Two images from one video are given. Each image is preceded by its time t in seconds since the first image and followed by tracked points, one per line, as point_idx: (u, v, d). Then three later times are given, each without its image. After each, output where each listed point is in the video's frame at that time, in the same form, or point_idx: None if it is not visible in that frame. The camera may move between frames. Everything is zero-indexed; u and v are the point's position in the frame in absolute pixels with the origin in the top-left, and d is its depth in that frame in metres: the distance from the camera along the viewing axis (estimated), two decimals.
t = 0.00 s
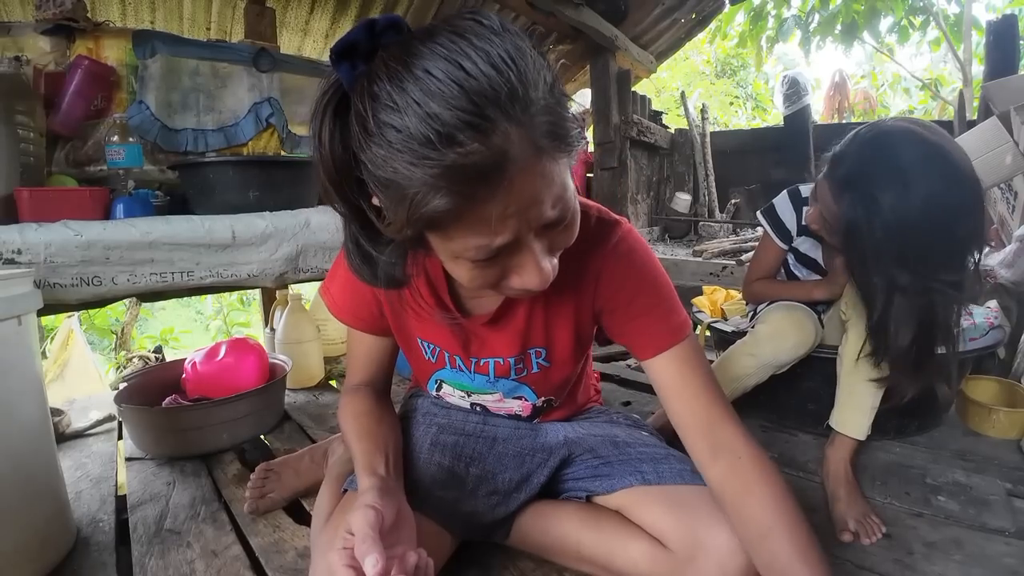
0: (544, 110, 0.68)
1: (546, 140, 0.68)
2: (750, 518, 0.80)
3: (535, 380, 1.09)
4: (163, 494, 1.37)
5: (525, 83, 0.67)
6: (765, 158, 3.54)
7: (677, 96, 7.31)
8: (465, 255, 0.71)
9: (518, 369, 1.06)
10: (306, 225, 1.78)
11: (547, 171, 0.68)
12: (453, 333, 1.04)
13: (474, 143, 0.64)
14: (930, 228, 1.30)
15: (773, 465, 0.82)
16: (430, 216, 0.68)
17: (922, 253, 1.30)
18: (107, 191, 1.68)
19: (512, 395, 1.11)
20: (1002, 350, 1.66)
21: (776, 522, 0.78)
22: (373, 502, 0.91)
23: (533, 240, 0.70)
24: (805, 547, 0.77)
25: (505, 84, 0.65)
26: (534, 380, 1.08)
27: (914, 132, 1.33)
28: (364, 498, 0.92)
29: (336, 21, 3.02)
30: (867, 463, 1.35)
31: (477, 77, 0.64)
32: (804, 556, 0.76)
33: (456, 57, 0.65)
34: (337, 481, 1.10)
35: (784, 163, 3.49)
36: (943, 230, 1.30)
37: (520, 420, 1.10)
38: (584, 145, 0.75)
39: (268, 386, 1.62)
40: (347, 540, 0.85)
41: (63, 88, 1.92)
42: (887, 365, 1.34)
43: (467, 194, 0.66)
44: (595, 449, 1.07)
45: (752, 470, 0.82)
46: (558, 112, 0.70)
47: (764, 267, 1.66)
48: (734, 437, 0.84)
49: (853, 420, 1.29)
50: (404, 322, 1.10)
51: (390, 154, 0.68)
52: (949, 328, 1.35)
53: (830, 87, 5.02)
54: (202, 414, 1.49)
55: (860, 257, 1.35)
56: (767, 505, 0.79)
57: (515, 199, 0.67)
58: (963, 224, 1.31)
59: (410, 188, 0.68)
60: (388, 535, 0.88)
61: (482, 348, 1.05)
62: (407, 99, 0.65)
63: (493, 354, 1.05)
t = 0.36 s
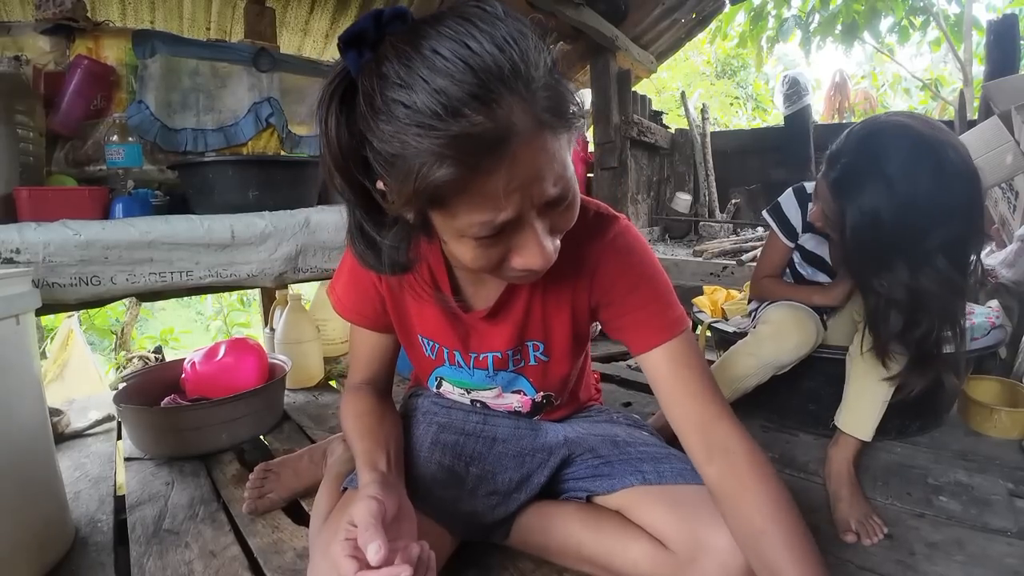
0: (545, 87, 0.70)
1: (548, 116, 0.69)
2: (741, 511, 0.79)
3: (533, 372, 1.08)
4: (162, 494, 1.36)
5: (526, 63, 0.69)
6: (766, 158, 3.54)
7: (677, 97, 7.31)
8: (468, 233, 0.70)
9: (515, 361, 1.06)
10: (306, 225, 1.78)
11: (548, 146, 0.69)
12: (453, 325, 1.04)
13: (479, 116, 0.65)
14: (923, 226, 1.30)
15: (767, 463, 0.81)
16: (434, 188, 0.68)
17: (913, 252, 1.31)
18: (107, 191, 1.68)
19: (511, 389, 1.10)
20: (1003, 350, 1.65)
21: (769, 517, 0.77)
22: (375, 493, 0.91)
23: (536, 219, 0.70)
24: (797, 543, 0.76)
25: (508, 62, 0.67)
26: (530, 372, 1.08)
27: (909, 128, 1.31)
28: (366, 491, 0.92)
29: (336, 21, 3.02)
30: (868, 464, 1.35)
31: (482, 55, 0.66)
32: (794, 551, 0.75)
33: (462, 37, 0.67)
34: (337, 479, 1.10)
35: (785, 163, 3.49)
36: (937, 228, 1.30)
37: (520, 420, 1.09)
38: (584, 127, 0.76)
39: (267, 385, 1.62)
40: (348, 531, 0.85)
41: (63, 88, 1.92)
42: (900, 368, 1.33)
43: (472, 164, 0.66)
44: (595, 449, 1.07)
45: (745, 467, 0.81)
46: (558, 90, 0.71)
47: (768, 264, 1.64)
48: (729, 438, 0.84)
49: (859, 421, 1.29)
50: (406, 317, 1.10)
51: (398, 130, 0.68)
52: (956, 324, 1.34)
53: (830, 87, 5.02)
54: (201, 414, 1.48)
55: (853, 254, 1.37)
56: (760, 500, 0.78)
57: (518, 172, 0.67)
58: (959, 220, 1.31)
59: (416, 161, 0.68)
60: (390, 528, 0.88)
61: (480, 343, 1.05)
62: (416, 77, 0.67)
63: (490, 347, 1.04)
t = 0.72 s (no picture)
0: (576, 97, 0.71)
1: (578, 125, 0.71)
2: (736, 501, 0.81)
3: (539, 371, 1.08)
4: (164, 494, 1.37)
5: (560, 73, 0.70)
6: (766, 159, 3.54)
7: (677, 97, 7.31)
8: (494, 236, 0.71)
9: (522, 358, 1.07)
10: (309, 227, 1.78)
11: (577, 155, 0.70)
12: (464, 322, 1.06)
13: (515, 124, 0.66)
14: (914, 225, 1.31)
15: (763, 461, 0.83)
16: (467, 192, 0.68)
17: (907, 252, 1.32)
18: (109, 192, 1.68)
19: (516, 386, 1.11)
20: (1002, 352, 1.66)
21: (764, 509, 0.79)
22: (389, 497, 0.91)
23: (560, 225, 0.71)
24: (789, 533, 0.77)
25: (543, 72, 0.68)
26: (536, 371, 1.08)
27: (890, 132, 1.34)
28: (380, 495, 0.92)
29: (337, 23, 3.02)
30: (867, 465, 1.35)
31: (519, 64, 0.67)
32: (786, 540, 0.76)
33: (499, 44, 0.67)
34: (341, 480, 1.11)
35: (785, 164, 3.49)
36: (929, 226, 1.31)
37: (523, 420, 1.10)
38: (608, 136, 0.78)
39: (269, 386, 1.62)
40: (364, 535, 0.85)
41: (65, 89, 1.92)
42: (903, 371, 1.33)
43: (506, 170, 0.67)
44: (597, 450, 1.07)
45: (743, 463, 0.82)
46: (587, 100, 0.73)
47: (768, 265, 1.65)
48: (727, 438, 0.85)
49: (857, 423, 1.29)
50: (418, 315, 1.11)
51: (433, 133, 0.68)
52: (949, 312, 1.36)
53: (830, 88, 5.02)
54: (201, 416, 1.49)
55: (843, 260, 1.38)
56: (756, 492, 0.80)
57: (549, 179, 0.68)
58: (950, 218, 1.32)
59: (451, 164, 0.68)
60: (403, 531, 0.88)
61: (488, 340, 1.06)
62: (453, 81, 0.67)
63: (498, 343, 1.05)
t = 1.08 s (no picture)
0: (569, 97, 0.72)
1: (571, 123, 0.71)
2: (742, 460, 0.86)
3: (542, 365, 1.09)
4: (166, 495, 1.37)
5: (552, 74, 0.71)
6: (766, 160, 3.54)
7: (678, 97, 7.31)
8: (491, 232, 0.72)
9: (525, 353, 1.07)
10: (309, 228, 1.78)
11: (571, 152, 0.71)
12: (464, 320, 1.06)
13: (511, 122, 0.67)
14: (901, 232, 1.31)
15: (768, 427, 0.87)
16: (465, 190, 0.70)
17: (898, 259, 1.32)
18: (111, 194, 1.69)
19: (519, 381, 1.11)
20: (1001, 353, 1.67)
21: (762, 466, 0.84)
22: (395, 497, 0.92)
23: (555, 220, 0.72)
24: (787, 497, 0.83)
25: (536, 72, 0.69)
26: (540, 366, 1.09)
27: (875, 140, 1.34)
28: (385, 495, 0.92)
29: (338, 26, 3.03)
30: (866, 466, 1.36)
31: (513, 65, 0.68)
32: (779, 499, 0.82)
33: (494, 47, 0.69)
34: (342, 481, 1.11)
35: (785, 165, 3.50)
36: (917, 231, 1.31)
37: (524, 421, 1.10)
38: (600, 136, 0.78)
39: (270, 387, 1.63)
40: (371, 535, 0.86)
41: (67, 92, 1.93)
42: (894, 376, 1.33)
43: (502, 167, 0.68)
44: (597, 451, 1.08)
45: (749, 423, 0.87)
46: (580, 100, 0.74)
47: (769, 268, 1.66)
48: (738, 411, 0.89)
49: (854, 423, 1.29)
50: (417, 314, 1.12)
51: (432, 133, 0.70)
52: (939, 317, 1.35)
53: (830, 90, 5.03)
54: (203, 416, 1.50)
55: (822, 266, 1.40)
56: (757, 450, 0.85)
57: (544, 175, 0.69)
58: (938, 221, 1.31)
59: (449, 163, 0.69)
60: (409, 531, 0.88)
61: (491, 335, 1.06)
62: (450, 83, 0.68)
63: (501, 339, 1.06)
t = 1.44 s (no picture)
0: (565, 100, 0.72)
1: (567, 127, 0.71)
2: (708, 501, 0.79)
3: (538, 373, 1.09)
4: (166, 495, 1.37)
5: (548, 76, 0.70)
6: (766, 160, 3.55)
7: (679, 98, 7.31)
8: (487, 237, 0.72)
9: (520, 361, 1.07)
10: (310, 228, 1.78)
11: (568, 155, 0.71)
12: (460, 323, 1.05)
13: (506, 129, 0.66)
14: (890, 224, 1.34)
15: (742, 477, 0.80)
16: (460, 197, 0.69)
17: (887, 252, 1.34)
18: (112, 194, 1.69)
19: (516, 388, 1.11)
20: (1002, 353, 1.66)
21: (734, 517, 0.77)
22: (387, 512, 0.91)
23: (551, 224, 0.72)
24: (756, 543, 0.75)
25: (531, 75, 0.68)
26: (535, 373, 1.09)
27: (869, 130, 1.37)
28: (378, 508, 0.92)
29: (339, 26, 3.03)
30: (867, 467, 1.36)
31: (507, 68, 0.67)
32: (755, 549, 0.74)
33: (487, 49, 0.67)
34: (340, 483, 1.11)
35: (786, 166, 3.49)
36: (906, 224, 1.33)
37: (524, 423, 1.10)
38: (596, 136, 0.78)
39: (270, 388, 1.63)
40: (362, 550, 0.85)
41: (68, 92, 1.93)
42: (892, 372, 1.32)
43: (497, 174, 0.67)
44: (597, 453, 1.08)
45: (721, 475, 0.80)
46: (576, 102, 0.73)
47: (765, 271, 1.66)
48: (704, 446, 0.82)
49: (852, 423, 1.29)
50: (414, 311, 1.11)
51: (425, 140, 0.69)
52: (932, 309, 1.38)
53: (830, 90, 5.03)
54: (204, 417, 1.50)
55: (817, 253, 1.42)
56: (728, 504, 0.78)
57: (539, 181, 0.69)
58: (927, 215, 1.34)
59: (443, 171, 0.69)
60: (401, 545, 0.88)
61: (486, 338, 1.06)
62: (442, 88, 0.67)
63: (497, 344, 1.06)
